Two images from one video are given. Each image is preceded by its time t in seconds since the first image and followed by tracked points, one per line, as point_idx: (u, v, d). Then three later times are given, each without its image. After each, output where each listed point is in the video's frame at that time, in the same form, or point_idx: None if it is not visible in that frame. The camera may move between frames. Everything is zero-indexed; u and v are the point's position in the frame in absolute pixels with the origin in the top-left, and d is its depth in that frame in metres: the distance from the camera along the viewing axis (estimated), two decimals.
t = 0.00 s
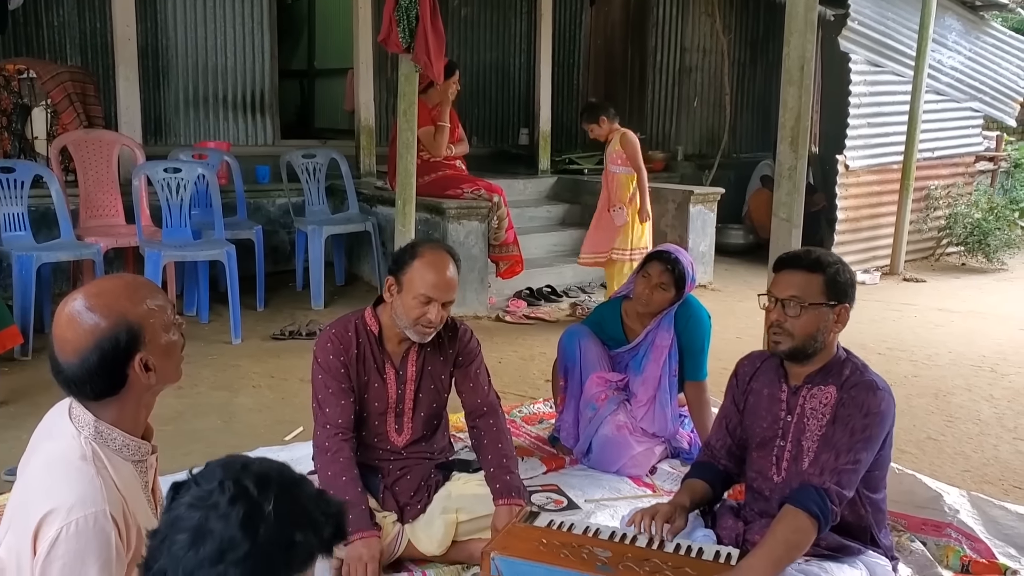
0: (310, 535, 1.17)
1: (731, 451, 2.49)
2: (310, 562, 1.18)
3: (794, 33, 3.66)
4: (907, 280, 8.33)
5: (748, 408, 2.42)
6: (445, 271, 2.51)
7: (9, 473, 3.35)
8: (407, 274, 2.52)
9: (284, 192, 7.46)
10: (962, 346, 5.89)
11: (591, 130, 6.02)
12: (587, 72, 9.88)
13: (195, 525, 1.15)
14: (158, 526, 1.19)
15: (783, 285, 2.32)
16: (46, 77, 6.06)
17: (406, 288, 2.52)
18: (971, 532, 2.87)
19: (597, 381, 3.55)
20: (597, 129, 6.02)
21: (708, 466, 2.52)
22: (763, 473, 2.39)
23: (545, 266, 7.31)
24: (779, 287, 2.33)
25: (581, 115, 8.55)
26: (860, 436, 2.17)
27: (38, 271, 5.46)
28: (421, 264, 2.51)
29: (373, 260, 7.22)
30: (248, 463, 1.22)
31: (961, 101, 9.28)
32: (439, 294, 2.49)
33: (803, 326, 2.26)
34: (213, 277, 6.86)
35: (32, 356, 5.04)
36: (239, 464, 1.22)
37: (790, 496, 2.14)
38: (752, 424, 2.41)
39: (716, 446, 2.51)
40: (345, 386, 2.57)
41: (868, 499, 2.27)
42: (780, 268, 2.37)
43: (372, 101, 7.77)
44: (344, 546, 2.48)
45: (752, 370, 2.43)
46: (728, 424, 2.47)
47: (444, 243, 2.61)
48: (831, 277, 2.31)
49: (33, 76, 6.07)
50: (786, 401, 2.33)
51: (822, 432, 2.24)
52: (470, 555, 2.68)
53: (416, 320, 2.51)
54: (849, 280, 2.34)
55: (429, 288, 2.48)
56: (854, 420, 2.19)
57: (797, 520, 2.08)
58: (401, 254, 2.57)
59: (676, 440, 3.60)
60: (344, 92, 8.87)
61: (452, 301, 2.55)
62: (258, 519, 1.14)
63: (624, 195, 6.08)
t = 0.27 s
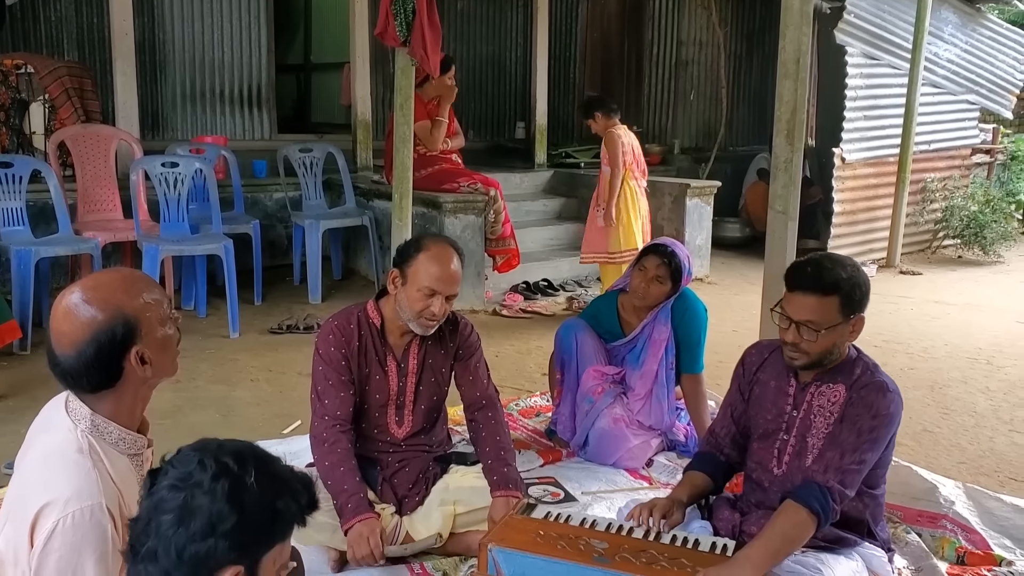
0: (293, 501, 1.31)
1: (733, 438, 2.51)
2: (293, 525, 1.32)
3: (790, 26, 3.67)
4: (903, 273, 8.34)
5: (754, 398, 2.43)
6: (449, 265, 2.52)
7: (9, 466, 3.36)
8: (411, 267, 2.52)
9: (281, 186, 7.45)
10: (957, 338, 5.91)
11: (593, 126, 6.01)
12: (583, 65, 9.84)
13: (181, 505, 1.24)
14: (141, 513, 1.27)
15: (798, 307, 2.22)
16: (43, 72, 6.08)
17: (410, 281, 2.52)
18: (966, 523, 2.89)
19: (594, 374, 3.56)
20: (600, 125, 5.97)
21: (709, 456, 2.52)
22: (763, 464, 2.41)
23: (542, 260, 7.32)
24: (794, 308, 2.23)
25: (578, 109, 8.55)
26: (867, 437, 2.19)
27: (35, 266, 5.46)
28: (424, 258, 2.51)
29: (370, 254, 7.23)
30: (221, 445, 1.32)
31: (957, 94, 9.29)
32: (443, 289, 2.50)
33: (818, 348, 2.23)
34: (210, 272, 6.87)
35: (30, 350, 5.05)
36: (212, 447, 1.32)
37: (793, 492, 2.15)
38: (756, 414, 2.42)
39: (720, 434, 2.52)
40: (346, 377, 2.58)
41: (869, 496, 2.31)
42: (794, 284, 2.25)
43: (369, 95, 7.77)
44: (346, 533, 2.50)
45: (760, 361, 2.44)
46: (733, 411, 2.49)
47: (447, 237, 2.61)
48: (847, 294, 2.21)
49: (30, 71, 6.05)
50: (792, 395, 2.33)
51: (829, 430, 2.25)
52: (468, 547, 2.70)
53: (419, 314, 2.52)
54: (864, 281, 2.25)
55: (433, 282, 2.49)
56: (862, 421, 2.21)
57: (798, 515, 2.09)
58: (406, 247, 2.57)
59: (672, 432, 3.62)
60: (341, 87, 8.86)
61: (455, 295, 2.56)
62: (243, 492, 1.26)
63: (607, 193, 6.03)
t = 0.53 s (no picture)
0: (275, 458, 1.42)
1: (741, 417, 2.52)
2: (275, 483, 1.43)
3: (789, 6, 3.65)
4: (901, 256, 8.35)
5: (763, 379, 2.44)
6: (445, 248, 2.51)
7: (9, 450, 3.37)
8: (407, 251, 2.53)
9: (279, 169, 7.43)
10: (954, 320, 5.94)
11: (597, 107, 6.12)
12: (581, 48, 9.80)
13: (169, 472, 1.30)
14: (124, 491, 1.33)
15: (823, 315, 2.20)
16: (37, 56, 6.03)
17: (407, 264, 2.53)
18: (963, 503, 2.91)
19: (593, 357, 3.59)
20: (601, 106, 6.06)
21: (713, 436, 2.54)
22: (767, 446, 2.42)
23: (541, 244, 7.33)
24: (820, 316, 2.21)
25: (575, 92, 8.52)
26: (881, 431, 2.20)
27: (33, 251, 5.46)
28: (421, 240, 2.51)
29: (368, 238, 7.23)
30: (192, 419, 1.40)
31: (956, 76, 9.27)
32: (439, 272, 2.50)
33: (839, 352, 2.24)
34: (208, 256, 6.87)
35: (29, 335, 5.05)
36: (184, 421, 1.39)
37: (800, 478, 2.18)
38: (763, 396, 2.44)
39: (727, 412, 2.53)
40: (345, 360, 2.59)
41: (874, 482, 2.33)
42: (822, 289, 2.20)
43: (366, 79, 7.73)
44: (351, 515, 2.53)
45: (772, 343, 2.45)
46: (740, 390, 2.50)
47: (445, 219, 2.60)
48: (875, 305, 2.17)
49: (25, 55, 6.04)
50: (805, 383, 2.35)
51: (842, 421, 2.27)
52: (468, 527, 2.73)
53: (415, 297, 2.53)
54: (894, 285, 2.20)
55: (429, 265, 2.49)
56: (877, 415, 2.21)
57: (805, 502, 2.12)
58: (403, 229, 2.57)
59: (670, 414, 3.63)
60: (338, 70, 8.82)
61: (452, 278, 2.56)
62: (229, 453, 1.35)
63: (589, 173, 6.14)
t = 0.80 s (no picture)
0: (256, 439, 1.46)
1: (742, 400, 2.52)
2: (256, 465, 1.46)
3: None
4: (894, 241, 8.37)
5: (770, 365, 2.44)
6: (428, 235, 2.51)
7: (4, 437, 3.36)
8: (390, 240, 2.52)
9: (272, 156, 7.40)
10: (947, 305, 5.95)
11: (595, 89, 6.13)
12: (575, 33, 9.77)
13: (156, 456, 1.32)
14: (108, 481, 1.33)
15: (842, 320, 2.18)
16: (29, 42, 5.97)
17: (389, 253, 2.53)
18: (955, 486, 2.93)
19: (587, 343, 3.60)
20: (596, 88, 6.07)
21: (711, 418, 2.54)
22: (771, 432, 2.43)
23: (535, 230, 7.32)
24: (839, 321, 2.19)
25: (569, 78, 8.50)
26: (888, 427, 2.20)
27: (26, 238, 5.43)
28: (402, 229, 2.50)
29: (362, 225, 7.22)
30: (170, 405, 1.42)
31: (949, 61, 9.27)
32: (421, 262, 2.49)
33: (852, 354, 2.25)
34: (202, 243, 6.85)
35: (23, 322, 5.04)
36: (163, 409, 1.41)
37: (802, 468, 2.17)
38: (769, 382, 2.44)
39: (728, 393, 2.53)
40: (336, 349, 2.60)
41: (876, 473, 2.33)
42: (846, 293, 2.15)
43: (359, 65, 7.70)
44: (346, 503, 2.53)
45: (781, 330, 2.44)
46: (745, 371, 2.51)
47: (428, 206, 2.60)
48: (897, 316, 2.13)
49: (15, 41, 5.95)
50: (813, 374, 2.35)
51: (849, 415, 2.26)
52: (464, 513, 2.75)
53: (399, 285, 2.53)
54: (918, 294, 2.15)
55: (410, 254, 2.49)
56: (886, 412, 2.20)
57: (804, 491, 2.11)
58: (386, 217, 2.56)
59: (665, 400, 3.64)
60: (330, 56, 8.79)
61: (438, 265, 2.55)
62: (213, 434, 1.39)
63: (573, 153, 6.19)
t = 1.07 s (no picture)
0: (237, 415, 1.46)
1: (744, 383, 2.53)
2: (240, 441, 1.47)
3: None
4: (891, 226, 8.38)
5: (776, 350, 2.45)
6: (419, 221, 2.49)
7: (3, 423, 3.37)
8: (379, 226, 2.51)
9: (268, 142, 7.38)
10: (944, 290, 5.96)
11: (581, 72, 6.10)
12: (571, 18, 9.73)
13: (141, 438, 1.32)
14: (93, 465, 1.33)
15: (860, 324, 2.16)
16: (22, 28, 5.94)
17: (380, 239, 2.52)
18: (951, 469, 2.95)
19: (584, 329, 3.59)
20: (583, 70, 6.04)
21: (712, 398, 2.54)
22: (774, 418, 2.44)
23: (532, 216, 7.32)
24: (858, 327, 2.17)
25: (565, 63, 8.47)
26: (895, 421, 2.21)
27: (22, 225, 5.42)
28: (391, 214, 2.49)
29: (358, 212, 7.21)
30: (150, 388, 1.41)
31: (947, 46, 9.25)
32: (411, 247, 2.49)
33: (867, 354, 2.25)
34: (198, 230, 6.84)
35: (20, 310, 5.03)
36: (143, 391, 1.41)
37: (805, 457, 2.18)
38: (774, 367, 2.45)
39: (732, 374, 2.53)
40: (332, 335, 2.59)
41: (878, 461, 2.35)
42: (867, 301, 2.12)
43: (355, 51, 7.67)
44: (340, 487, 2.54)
45: (790, 316, 2.43)
46: (749, 355, 2.51)
47: (418, 191, 2.57)
48: (916, 326, 2.11)
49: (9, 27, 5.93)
50: (821, 363, 2.34)
51: (856, 406, 2.27)
52: (461, 497, 2.75)
53: (390, 271, 2.53)
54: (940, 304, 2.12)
55: (401, 240, 2.48)
56: (894, 405, 2.21)
57: (804, 479, 2.13)
58: (376, 202, 2.55)
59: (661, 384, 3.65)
60: (326, 42, 8.75)
61: (428, 251, 2.54)
62: (197, 414, 1.39)
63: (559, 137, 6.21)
